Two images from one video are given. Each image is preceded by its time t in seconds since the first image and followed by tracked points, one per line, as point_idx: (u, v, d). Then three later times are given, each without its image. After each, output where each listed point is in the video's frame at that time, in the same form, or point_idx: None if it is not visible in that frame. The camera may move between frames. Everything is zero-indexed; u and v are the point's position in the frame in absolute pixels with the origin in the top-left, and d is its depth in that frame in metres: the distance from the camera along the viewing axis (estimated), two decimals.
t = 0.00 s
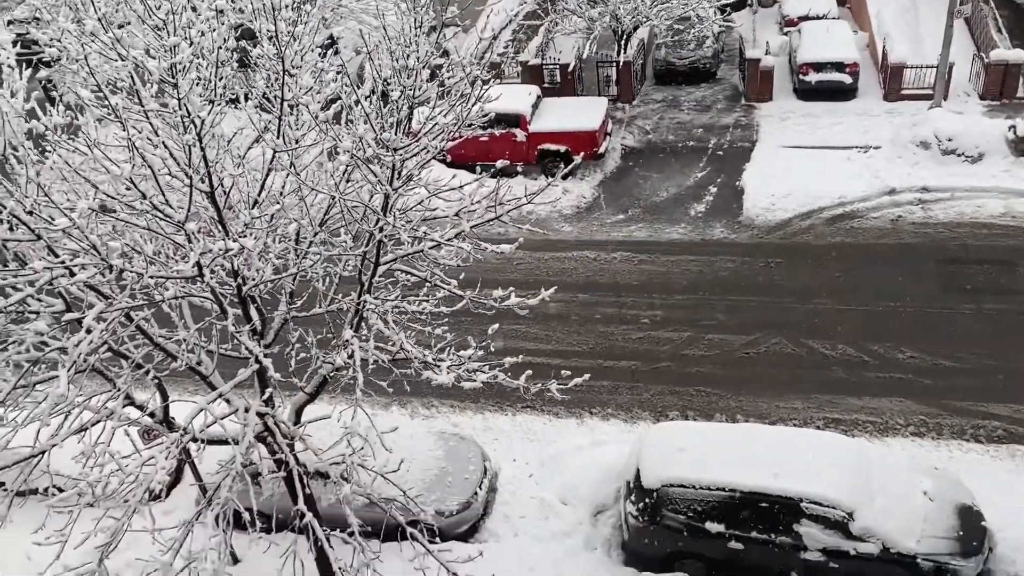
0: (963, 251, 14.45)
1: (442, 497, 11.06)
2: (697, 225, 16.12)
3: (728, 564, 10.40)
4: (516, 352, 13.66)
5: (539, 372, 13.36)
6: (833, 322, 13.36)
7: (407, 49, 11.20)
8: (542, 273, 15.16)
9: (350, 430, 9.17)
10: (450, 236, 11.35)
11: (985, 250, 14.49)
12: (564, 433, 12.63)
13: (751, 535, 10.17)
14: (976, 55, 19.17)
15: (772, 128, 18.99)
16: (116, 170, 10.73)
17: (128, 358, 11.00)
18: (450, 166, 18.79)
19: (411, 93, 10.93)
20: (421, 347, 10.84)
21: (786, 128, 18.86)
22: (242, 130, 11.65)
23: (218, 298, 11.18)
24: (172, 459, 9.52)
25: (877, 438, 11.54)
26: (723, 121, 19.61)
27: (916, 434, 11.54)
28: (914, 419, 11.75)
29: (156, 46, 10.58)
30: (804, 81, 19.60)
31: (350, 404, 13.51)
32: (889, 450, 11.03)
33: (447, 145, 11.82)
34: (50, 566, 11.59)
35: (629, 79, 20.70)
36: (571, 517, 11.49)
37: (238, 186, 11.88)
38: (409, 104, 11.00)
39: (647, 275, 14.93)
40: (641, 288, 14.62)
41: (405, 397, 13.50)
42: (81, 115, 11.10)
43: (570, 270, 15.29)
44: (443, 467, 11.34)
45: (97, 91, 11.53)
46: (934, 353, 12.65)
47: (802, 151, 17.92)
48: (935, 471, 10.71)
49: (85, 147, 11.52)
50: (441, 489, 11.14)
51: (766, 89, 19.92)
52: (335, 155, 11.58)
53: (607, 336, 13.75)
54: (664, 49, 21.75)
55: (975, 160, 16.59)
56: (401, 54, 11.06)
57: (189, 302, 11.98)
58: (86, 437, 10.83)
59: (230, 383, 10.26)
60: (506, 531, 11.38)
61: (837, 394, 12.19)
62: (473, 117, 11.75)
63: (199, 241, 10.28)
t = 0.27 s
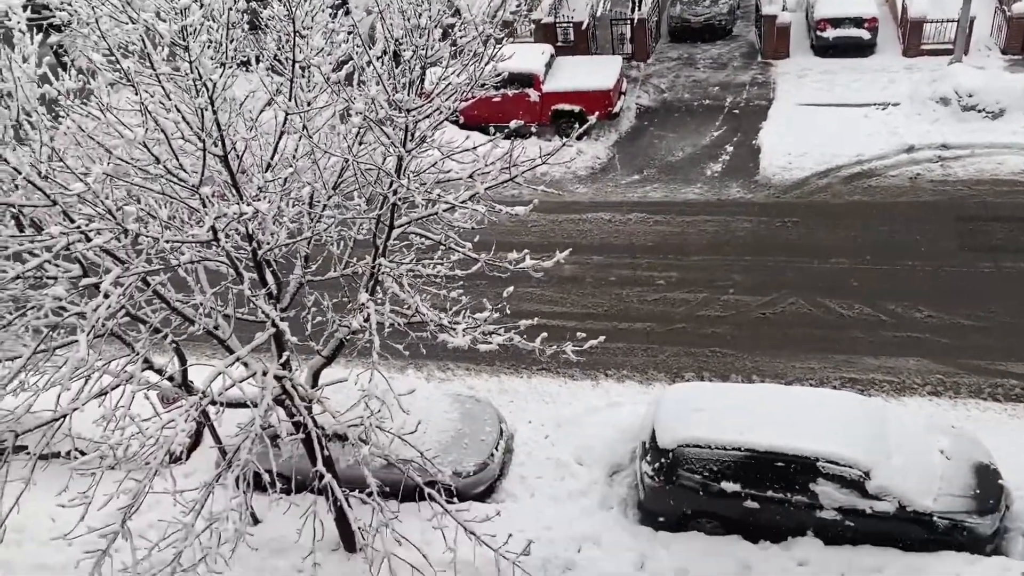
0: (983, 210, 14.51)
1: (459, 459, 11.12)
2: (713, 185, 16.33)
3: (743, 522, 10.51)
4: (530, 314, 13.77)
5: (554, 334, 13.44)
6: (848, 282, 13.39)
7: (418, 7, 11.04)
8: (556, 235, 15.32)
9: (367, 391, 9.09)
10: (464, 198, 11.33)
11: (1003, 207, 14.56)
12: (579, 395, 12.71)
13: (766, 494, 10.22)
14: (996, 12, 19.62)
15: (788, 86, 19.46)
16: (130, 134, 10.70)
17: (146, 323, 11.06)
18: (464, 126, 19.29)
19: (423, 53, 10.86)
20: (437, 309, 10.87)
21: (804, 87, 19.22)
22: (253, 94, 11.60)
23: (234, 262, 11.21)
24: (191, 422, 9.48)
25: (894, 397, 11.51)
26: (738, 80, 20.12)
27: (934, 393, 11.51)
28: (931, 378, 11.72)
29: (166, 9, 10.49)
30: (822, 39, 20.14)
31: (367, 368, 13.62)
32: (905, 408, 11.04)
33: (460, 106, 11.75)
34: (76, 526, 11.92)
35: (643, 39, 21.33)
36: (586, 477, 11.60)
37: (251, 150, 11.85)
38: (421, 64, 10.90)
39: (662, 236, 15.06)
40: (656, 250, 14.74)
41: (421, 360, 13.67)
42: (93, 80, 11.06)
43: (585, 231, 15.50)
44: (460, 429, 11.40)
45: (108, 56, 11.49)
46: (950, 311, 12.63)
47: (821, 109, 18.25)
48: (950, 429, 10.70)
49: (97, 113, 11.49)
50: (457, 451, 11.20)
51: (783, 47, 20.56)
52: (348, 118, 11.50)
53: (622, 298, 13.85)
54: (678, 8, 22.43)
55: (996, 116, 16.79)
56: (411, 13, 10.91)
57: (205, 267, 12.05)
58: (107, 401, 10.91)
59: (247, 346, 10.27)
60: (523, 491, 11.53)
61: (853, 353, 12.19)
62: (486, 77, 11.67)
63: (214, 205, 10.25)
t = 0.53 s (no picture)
0: (1001, 166, 14.42)
1: (474, 421, 11.17)
2: (726, 145, 16.21)
3: (757, 481, 10.59)
4: (543, 277, 13.79)
5: (568, 297, 13.48)
6: (863, 241, 13.34)
7: None
8: (569, 198, 15.30)
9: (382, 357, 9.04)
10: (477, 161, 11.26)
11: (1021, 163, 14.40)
12: (593, 357, 12.77)
13: (779, 454, 10.25)
14: None
15: (802, 43, 19.20)
16: (140, 100, 10.65)
17: (161, 290, 11.08)
18: (474, 90, 19.32)
19: (432, 15, 10.65)
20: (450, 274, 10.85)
21: (819, 44, 18.97)
22: (262, 58, 11.50)
23: (247, 229, 11.21)
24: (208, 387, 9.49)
25: (909, 356, 11.52)
26: (751, 37, 19.94)
27: (948, 352, 11.49)
28: (946, 337, 11.70)
29: None
30: None
31: (381, 333, 13.63)
32: (920, 367, 11.05)
33: (470, 68, 11.57)
34: (96, 491, 12.16)
35: None
36: (600, 438, 11.68)
37: (261, 115, 11.79)
38: (430, 26, 10.75)
39: (675, 197, 15.01)
40: (669, 211, 14.71)
41: (435, 324, 13.75)
42: (102, 45, 10.96)
43: (598, 192, 15.47)
44: (474, 392, 11.46)
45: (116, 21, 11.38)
46: (966, 269, 12.58)
47: (836, 66, 18.07)
48: (966, 387, 10.68)
49: (107, 79, 11.43)
50: (472, 414, 11.25)
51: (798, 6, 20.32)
52: (357, 81, 11.39)
53: (636, 261, 13.85)
54: None
55: (1014, 72, 16.53)
56: None
57: (219, 234, 12.06)
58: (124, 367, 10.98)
59: (262, 312, 10.23)
60: (537, 453, 11.64)
61: (867, 313, 12.19)
62: (496, 38, 11.52)
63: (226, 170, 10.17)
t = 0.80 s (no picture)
0: (1017, 124, 14.27)
1: (488, 388, 11.19)
2: (738, 107, 16.04)
3: (770, 443, 10.61)
4: (553, 244, 13.76)
5: (580, 264, 13.46)
6: (877, 203, 13.25)
7: None
8: (579, 164, 15.22)
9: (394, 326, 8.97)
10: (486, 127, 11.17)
11: None
12: (605, 323, 12.77)
13: (793, 417, 10.25)
14: None
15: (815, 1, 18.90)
16: (148, 71, 10.55)
17: (174, 261, 11.08)
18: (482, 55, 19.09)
19: None
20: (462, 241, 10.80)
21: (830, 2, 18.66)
22: (268, 26, 11.37)
23: (258, 198, 11.18)
24: (223, 358, 9.51)
25: (923, 317, 11.50)
26: None
27: (963, 313, 11.45)
28: (960, 298, 11.65)
29: None
30: None
31: (393, 301, 13.68)
32: (934, 328, 11.01)
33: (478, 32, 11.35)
34: (115, 461, 12.28)
35: None
36: (613, 403, 11.71)
37: (269, 84, 11.71)
38: None
39: (686, 161, 14.90)
40: (680, 175, 14.61)
41: (447, 292, 13.76)
42: (107, 16, 10.86)
43: (608, 157, 15.38)
44: (487, 360, 11.47)
45: None
46: (981, 230, 12.50)
47: (848, 25, 17.84)
48: (981, 348, 10.60)
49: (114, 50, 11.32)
50: (485, 381, 11.26)
51: None
52: (365, 48, 11.27)
53: (647, 226, 13.80)
54: None
55: None
56: None
57: (229, 204, 12.05)
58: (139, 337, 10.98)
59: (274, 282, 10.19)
60: (551, 418, 11.69)
61: (880, 275, 12.15)
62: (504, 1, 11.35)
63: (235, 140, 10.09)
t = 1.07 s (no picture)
0: None
1: (502, 362, 11.23)
2: (750, 75, 15.89)
3: (785, 413, 10.63)
4: (566, 217, 13.73)
5: (592, 236, 13.45)
6: (891, 170, 13.16)
7: None
8: (591, 136, 15.14)
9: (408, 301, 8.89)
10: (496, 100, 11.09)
11: None
12: (618, 295, 12.77)
13: (808, 386, 10.24)
14: None
15: None
16: (157, 49, 10.52)
17: (188, 239, 11.12)
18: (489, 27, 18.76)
19: None
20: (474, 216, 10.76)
21: None
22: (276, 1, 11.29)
23: (270, 176, 11.17)
24: (238, 335, 9.55)
25: (938, 284, 11.47)
26: None
27: (979, 280, 11.41)
28: (976, 265, 11.61)
29: None
30: None
31: (406, 277, 13.73)
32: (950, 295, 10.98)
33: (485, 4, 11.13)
34: (136, 438, 12.42)
35: None
36: (628, 375, 11.74)
37: (278, 60, 11.66)
38: None
39: (698, 131, 14.80)
40: (693, 146, 14.52)
41: (460, 267, 13.79)
42: None
43: (620, 128, 15.30)
44: (501, 334, 11.49)
45: None
46: (997, 196, 12.43)
47: None
48: (997, 315, 10.55)
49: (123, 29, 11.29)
50: (499, 355, 11.29)
51: None
52: (374, 22, 11.19)
53: (659, 197, 13.75)
54: None
55: None
56: None
57: (242, 182, 12.06)
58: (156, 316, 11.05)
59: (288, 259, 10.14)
60: (565, 391, 11.73)
61: (895, 243, 12.11)
62: None
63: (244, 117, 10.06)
